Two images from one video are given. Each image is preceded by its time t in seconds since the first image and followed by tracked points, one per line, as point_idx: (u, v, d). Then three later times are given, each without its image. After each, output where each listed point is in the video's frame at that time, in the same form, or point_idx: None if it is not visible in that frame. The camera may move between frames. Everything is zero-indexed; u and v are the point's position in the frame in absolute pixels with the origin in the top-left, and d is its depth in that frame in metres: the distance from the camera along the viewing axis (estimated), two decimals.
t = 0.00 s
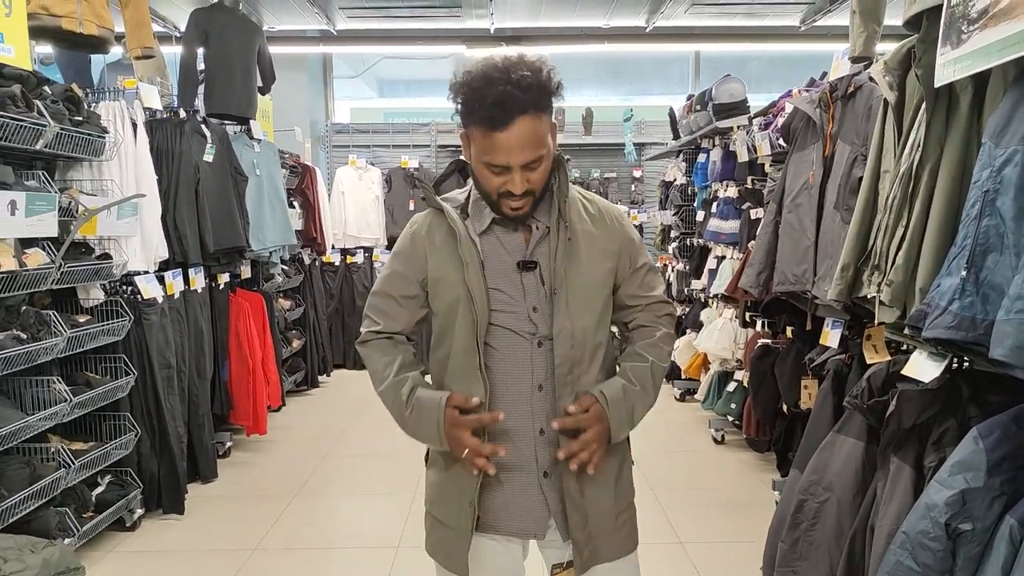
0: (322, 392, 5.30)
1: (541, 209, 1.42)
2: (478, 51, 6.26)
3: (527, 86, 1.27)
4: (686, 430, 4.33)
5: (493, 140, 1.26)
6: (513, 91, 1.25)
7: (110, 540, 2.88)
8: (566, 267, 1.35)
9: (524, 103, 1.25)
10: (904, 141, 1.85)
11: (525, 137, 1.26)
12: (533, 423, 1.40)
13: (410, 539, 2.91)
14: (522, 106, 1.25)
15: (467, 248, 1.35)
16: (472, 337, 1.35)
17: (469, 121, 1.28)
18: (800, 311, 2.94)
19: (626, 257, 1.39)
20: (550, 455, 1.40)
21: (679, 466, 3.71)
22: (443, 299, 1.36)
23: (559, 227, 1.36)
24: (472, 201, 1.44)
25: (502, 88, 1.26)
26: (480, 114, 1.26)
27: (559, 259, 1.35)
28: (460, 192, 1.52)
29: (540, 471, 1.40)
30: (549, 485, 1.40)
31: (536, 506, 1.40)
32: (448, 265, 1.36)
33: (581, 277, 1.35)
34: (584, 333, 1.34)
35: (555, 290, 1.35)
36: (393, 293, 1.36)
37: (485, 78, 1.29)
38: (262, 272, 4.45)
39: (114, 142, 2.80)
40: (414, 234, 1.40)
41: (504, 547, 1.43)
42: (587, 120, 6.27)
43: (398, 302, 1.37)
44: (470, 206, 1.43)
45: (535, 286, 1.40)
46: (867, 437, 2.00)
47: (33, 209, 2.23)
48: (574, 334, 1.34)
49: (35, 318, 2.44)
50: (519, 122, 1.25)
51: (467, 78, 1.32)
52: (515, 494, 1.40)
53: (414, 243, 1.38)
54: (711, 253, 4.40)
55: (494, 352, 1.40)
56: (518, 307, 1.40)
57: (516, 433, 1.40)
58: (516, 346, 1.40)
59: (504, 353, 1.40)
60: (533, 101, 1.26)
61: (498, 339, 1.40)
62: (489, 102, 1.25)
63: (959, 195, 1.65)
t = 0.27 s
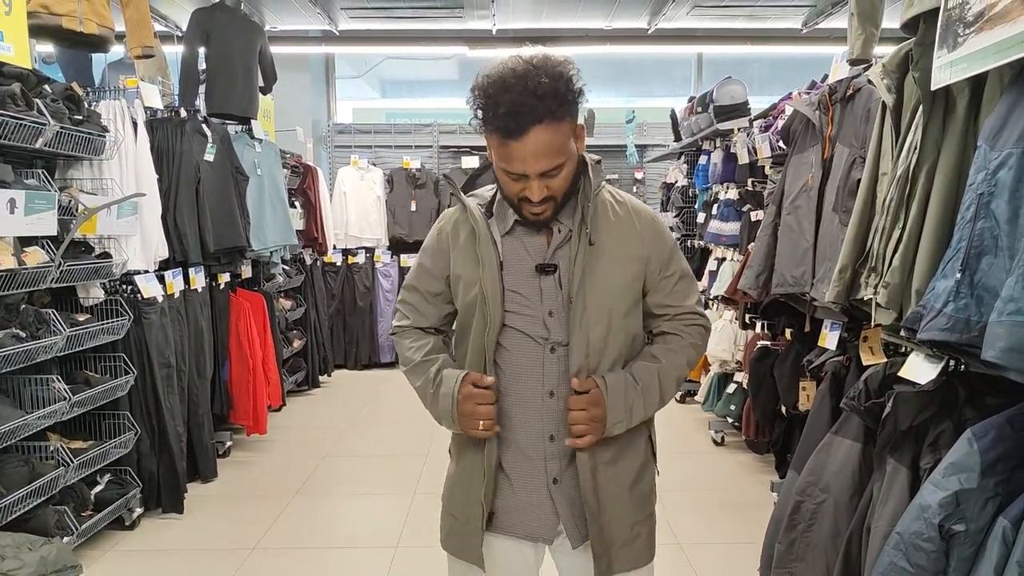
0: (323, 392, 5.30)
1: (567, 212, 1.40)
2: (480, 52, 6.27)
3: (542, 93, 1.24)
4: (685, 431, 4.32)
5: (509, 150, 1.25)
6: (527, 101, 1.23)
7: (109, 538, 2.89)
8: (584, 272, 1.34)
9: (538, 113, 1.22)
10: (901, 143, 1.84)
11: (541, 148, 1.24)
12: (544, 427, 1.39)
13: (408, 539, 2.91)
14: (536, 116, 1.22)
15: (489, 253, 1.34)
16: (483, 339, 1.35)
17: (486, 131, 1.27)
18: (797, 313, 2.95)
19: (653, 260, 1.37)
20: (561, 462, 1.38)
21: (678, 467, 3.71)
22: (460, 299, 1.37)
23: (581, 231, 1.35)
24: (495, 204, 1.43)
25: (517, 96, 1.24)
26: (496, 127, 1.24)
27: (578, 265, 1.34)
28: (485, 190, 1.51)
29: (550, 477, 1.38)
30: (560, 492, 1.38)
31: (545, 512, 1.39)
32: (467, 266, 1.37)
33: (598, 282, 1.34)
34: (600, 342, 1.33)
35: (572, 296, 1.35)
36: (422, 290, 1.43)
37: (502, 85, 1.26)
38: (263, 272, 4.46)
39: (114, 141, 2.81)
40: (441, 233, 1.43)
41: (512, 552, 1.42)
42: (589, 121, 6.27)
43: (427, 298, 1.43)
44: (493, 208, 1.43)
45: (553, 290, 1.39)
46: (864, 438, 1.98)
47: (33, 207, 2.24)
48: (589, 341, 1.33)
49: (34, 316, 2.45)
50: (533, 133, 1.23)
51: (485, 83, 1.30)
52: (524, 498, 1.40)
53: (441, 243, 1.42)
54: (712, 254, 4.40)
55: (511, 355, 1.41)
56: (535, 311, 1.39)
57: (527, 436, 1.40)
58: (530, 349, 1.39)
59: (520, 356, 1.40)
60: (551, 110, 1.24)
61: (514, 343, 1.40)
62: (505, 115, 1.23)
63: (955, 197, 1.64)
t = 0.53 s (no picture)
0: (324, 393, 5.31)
1: (573, 213, 1.39)
2: (480, 53, 6.28)
3: (541, 95, 1.24)
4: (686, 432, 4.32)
5: (508, 152, 1.26)
6: (526, 103, 1.23)
7: (110, 540, 2.89)
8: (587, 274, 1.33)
9: (537, 115, 1.23)
10: (899, 143, 1.84)
11: (540, 150, 1.24)
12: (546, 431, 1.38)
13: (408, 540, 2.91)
14: (534, 117, 1.23)
15: (468, 251, 1.35)
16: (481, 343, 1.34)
17: (487, 132, 1.28)
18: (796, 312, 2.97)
19: (672, 261, 1.38)
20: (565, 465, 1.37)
21: (679, 468, 3.70)
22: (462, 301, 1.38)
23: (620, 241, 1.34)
24: (501, 206, 1.43)
25: (516, 98, 1.24)
26: (496, 127, 1.25)
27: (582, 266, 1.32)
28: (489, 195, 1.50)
29: (553, 483, 1.37)
30: (563, 498, 1.37)
31: (548, 518, 1.37)
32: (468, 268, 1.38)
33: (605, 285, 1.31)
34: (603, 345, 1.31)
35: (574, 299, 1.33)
36: (432, 292, 1.46)
37: (502, 86, 1.26)
38: (263, 273, 4.47)
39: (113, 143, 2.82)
40: (448, 235, 1.45)
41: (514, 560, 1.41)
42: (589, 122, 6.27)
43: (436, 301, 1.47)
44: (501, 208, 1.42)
45: (556, 291, 1.37)
46: (863, 438, 1.97)
47: (32, 209, 2.24)
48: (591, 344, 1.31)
49: (33, 318, 2.45)
50: (532, 135, 1.23)
51: (485, 84, 1.30)
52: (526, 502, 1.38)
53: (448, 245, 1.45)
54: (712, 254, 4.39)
55: (514, 357, 1.40)
56: (538, 312, 1.37)
57: (530, 440, 1.39)
58: (530, 351, 1.38)
59: (522, 358, 1.39)
60: (550, 111, 1.24)
61: (519, 345, 1.39)
62: (504, 115, 1.24)
63: (952, 197, 1.63)
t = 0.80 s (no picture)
0: (325, 395, 5.31)
1: (565, 215, 1.39)
2: (480, 54, 6.28)
3: (533, 95, 1.24)
4: (688, 432, 4.31)
5: (498, 152, 1.26)
6: (517, 102, 1.23)
7: (111, 543, 2.89)
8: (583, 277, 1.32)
9: (526, 115, 1.23)
10: (898, 142, 1.83)
11: (528, 150, 1.24)
12: (545, 435, 1.38)
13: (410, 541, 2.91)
14: (524, 117, 1.23)
15: (467, 251, 1.34)
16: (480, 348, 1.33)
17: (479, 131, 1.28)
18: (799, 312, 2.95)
19: (670, 257, 1.39)
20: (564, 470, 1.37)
21: (680, 468, 3.70)
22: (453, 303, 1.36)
23: (609, 227, 1.35)
24: (495, 208, 1.43)
25: (508, 98, 1.24)
26: (486, 125, 1.25)
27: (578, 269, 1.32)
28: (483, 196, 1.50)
29: (553, 487, 1.38)
30: (563, 502, 1.37)
31: (548, 522, 1.38)
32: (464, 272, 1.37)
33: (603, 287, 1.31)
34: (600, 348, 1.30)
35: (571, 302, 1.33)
36: (429, 296, 1.46)
37: (494, 85, 1.26)
38: (264, 275, 4.47)
39: (112, 146, 2.82)
40: (443, 238, 1.44)
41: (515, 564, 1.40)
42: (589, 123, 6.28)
43: (433, 304, 1.46)
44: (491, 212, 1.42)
45: (552, 294, 1.37)
46: (865, 438, 1.96)
47: (31, 213, 2.24)
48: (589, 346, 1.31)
49: (33, 322, 2.45)
50: (520, 134, 1.23)
51: (479, 84, 1.30)
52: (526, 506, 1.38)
53: (443, 248, 1.44)
54: (712, 254, 4.39)
55: (511, 361, 1.40)
56: (534, 316, 1.38)
57: (529, 445, 1.39)
58: (527, 354, 1.39)
59: (518, 362, 1.39)
60: (541, 112, 1.24)
61: (516, 349, 1.40)
62: (494, 114, 1.24)
63: (952, 195, 1.63)
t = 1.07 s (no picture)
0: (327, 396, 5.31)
1: (560, 214, 1.39)
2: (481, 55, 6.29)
3: (529, 92, 1.23)
4: (690, 433, 4.30)
5: (494, 149, 1.25)
6: (512, 99, 1.22)
7: (112, 544, 2.89)
8: (582, 276, 1.33)
9: (523, 112, 1.22)
10: (901, 142, 1.82)
11: (526, 147, 1.23)
12: (546, 436, 1.38)
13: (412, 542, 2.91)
14: (521, 115, 1.22)
15: (477, 255, 1.33)
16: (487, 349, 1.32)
17: (475, 131, 1.27)
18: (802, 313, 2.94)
19: (652, 253, 1.35)
20: (565, 470, 1.38)
21: (682, 469, 3.69)
22: (460, 307, 1.34)
23: (582, 233, 1.35)
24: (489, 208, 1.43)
25: (503, 95, 1.23)
26: (483, 125, 1.24)
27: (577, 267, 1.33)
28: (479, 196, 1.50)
29: (553, 488, 1.38)
30: (563, 501, 1.38)
31: (550, 523, 1.39)
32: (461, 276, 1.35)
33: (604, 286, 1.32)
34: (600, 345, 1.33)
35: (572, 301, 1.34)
36: (424, 300, 1.40)
37: (488, 83, 1.25)
38: (265, 276, 4.47)
39: (114, 147, 2.82)
40: (435, 240, 1.40)
41: (517, 561, 1.43)
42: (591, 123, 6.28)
43: (429, 309, 1.40)
44: (486, 214, 1.42)
45: (549, 294, 1.37)
46: (867, 440, 1.95)
47: (33, 214, 2.24)
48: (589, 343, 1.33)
49: (35, 323, 2.46)
50: (518, 131, 1.22)
51: (472, 81, 1.29)
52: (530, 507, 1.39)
53: (436, 252, 1.39)
54: (714, 255, 4.38)
55: (510, 362, 1.40)
56: (531, 316, 1.38)
57: (530, 446, 1.39)
58: (527, 355, 1.39)
59: (517, 362, 1.39)
60: (537, 110, 1.23)
61: (513, 350, 1.40)
62: (491, 114, 1.23)
63: (955, 196, 1.62)
